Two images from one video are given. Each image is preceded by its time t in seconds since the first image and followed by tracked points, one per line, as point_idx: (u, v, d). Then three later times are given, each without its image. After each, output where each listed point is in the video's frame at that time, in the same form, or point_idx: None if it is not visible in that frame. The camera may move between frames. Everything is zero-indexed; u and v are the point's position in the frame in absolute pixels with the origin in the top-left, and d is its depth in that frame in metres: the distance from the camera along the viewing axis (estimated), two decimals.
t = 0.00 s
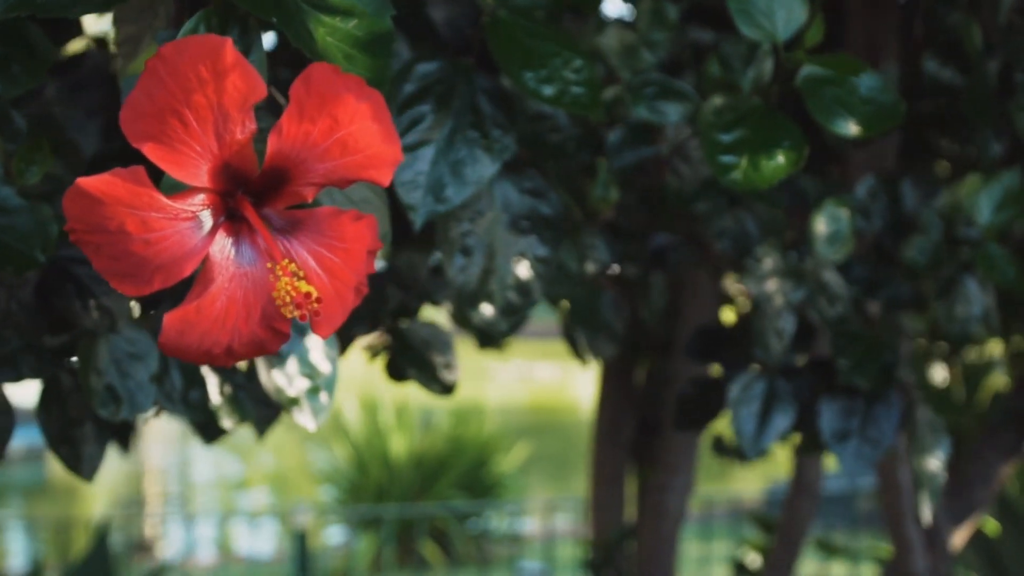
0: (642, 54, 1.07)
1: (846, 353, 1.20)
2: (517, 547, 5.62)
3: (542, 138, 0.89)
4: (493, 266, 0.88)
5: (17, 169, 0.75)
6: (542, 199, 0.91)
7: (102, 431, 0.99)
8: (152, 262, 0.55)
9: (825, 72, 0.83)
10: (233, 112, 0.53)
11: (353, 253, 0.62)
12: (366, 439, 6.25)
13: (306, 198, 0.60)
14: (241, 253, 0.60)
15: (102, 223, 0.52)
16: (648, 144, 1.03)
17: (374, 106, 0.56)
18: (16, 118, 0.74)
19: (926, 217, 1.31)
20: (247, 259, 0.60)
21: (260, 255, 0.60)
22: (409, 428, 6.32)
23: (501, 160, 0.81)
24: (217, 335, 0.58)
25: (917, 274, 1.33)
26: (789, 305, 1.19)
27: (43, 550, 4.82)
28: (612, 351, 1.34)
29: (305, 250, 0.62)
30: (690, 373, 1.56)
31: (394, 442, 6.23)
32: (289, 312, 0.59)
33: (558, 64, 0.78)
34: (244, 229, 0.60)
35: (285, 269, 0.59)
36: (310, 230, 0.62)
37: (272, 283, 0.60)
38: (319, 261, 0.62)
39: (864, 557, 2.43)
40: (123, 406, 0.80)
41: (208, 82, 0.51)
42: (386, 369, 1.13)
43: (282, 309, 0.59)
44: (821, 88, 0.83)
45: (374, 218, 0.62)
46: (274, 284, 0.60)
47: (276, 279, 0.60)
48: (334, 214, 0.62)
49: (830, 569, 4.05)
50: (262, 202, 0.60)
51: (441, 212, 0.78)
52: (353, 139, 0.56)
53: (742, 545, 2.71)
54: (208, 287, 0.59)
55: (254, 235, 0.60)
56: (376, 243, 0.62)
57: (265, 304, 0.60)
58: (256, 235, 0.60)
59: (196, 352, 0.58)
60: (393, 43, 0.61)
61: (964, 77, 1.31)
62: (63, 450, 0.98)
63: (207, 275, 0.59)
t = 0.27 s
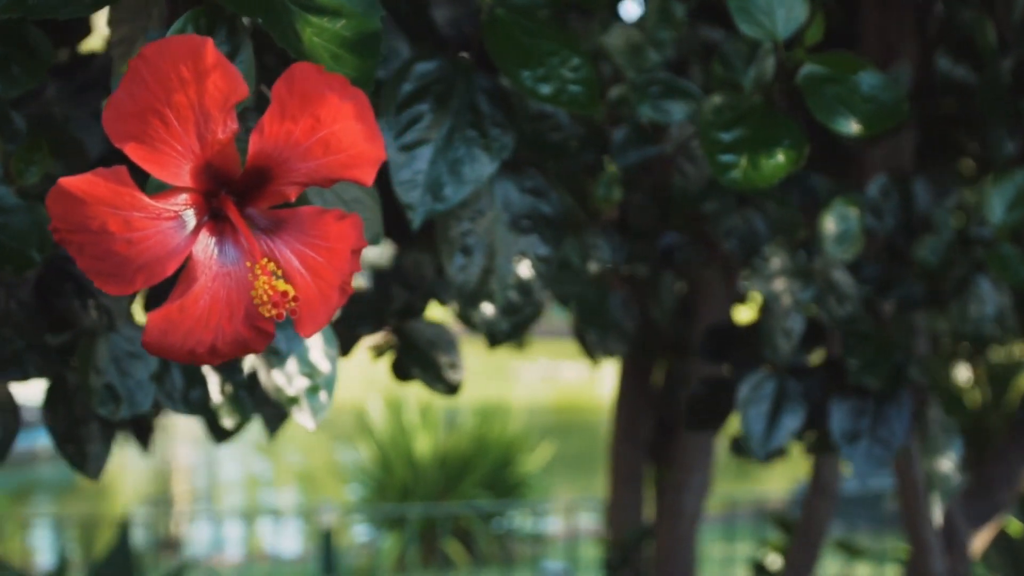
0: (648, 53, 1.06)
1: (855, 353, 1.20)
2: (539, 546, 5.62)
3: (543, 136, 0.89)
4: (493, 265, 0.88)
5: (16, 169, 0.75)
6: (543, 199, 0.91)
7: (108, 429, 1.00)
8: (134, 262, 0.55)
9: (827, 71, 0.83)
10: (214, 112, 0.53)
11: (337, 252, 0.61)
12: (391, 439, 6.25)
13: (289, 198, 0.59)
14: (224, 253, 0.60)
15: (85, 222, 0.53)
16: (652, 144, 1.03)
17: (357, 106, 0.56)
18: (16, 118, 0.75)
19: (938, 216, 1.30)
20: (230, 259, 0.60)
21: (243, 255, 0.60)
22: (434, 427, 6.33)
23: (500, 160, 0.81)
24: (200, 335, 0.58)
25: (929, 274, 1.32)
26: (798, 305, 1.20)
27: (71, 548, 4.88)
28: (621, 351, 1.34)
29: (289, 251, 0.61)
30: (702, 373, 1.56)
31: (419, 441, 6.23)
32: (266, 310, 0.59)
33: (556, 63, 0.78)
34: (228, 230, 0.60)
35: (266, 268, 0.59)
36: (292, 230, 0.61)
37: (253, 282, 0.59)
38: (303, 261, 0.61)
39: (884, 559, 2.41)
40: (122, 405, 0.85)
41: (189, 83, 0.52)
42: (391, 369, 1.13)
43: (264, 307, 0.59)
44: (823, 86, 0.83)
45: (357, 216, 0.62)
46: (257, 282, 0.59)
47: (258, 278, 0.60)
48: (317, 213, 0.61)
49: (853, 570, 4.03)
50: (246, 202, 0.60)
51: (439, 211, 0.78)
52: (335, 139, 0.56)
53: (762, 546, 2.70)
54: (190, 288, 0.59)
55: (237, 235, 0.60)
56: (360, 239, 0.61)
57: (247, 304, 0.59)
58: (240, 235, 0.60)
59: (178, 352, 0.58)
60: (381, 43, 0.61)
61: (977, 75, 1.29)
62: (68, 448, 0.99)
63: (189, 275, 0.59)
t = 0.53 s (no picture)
0: (656, 52, 1.06)
1: (866, 353, 1.19)
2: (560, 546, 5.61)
3: (546, 137, 0.89)
4: (497, 265, 0.88)
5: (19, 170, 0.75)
6: (547, 199, 0.91)
7: (116, 427, 1.01)
8: (123, 263, 0.55)
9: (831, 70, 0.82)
10: (202, 113, 0.53)
11: (326, 253, 0.61)
12: (413, 438, 6.26)
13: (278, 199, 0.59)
14: (213, 254, 0.60)
15: (73, 223, 0.53)
16: (658, 143, 1.02)
17: (347, 107, 0.55)
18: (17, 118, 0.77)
19: (953, 216, 1.29)
20: (219, 259, 0.60)
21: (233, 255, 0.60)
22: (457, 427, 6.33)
23: (501, 159, 0.80)
24: (188, 335, 0.59)
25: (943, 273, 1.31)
26: (809, 304, 1.18)
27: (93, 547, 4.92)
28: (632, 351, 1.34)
29: (278, 252, 0.61)
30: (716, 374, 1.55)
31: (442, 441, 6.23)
32: (253, 310, 0.59)
33: (556, 63, 0.77)
34: (217, 230, 0.60)
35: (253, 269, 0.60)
36: (281, 231, 0.61)
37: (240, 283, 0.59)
38: (293, 261, 0.61)
39: (903, 560, 2.40)
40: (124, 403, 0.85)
41: (177, 83, 0.52)
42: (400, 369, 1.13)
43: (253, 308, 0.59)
44: (827, 85, 0.82)
45: (347, 217, 0.61)
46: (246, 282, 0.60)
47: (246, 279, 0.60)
48: (305, 215, 0.61)
49: (876, 571, 4.01)
50: (235, 203, 0.60)
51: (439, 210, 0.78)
52: (324, 140, 0.56)
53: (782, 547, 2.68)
54: (179, 288, 0.59)
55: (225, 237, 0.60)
56: (350, 241, 0.61)
57: (236, 305, 0.60)
58: (228, 236, 0.60)
59: (167, 351, 0.58)
60: (375, 43, 0.60)
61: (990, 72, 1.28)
62: (76, 445, 1.00)
63: (178, 275, 0.59)
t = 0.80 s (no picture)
0: (666, 51, 1.05)
1: (880, 353, 1.18)
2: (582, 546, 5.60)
3: (553, 137, 0.88)
4: (503, 265, 0.87)
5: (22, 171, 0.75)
6: (553, 199, 0.91)
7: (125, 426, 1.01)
8: (115, 263, 0.55)
9: (837, 68, 0.82)
10: (192, 114, 0.53)
11: (320, 253, 0.62)
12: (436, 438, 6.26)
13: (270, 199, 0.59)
14: (205, 254, 0.60)
15: (65, 225, 0.53)
16: (667, 143, 1.02)
17: (340, 107, 0.55)
18: (22, 119, 0.77)
19: (968, 216, 1.28)
20: (210, 259, 0.60)
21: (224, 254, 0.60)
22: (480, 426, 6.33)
23: (505, 160, 0.80)
24: (180, 336, 0.59)
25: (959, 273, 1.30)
26: (821, 305, 1.16)
27: (118, 545, 4.94)
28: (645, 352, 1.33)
29: (271, 252, 0.62)
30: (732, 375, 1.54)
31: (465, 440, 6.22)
32: (242, 311, 0.59)
33: (559, 63, 0.77)
34: (208, 230, 0.60)
35: (246, 270, 0.60)
36: (274, 231, 0.61)
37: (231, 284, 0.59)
38: (284, 261, 0.62)
39: (924, 562, 2.39)
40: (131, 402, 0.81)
41: (166, 84, 0.52)
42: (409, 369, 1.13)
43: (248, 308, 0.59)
44: (833, 83, 0.82)
45: (340, 217, 0.62)
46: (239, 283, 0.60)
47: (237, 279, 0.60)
48: (299, 215, 0.61)
49: (900, 572, 3.99)
50: (228, 203, 0.59)
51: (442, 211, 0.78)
52: (315, 140, 0.55)
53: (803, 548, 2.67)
54: (171, 288, 0.59)
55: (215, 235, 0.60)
56: (343, 240, 0.62)
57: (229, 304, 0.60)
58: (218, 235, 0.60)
59: (159, 351, 0.58)
60: (372, 43, 0.60)
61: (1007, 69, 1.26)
62: (86, 443, 1.00)
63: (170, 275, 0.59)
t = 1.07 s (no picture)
0: (677, 49, 1.05)
1: (895, 353, 1.17)
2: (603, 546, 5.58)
3: (560, 136, 0.88)
4: (510, 265, 0.87)
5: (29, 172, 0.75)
6: (561, 198, 0.90)
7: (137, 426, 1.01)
8: (111, 262, 0.55)
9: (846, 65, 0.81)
10: (187, 113, 0.53)
11: (317, 251, 0.61)
12: (458, 438, 6.26)
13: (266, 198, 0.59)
14: (201, 253, 0.60)
15: (61, 223, 0.53)
16: (677, 142, 1.01)
17: (336, 106, 0.55)
18: (29, 120, 0.77)
19: (985, 215, 1.26)
20: (207, 259, 0.60)
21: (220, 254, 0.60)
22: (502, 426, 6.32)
23: (511, 159, 0.80)
24: (176, 335, 0.58)
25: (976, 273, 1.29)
26: (834, 304, 1.16)
27: (140, 542, 4.97)
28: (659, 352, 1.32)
29: (268, 252, 0.61)
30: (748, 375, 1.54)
31: (487, 440, 6.22)
32: (233, 310, 0.59)
33: (564, 62, 0.77)
34: (204, 229, 0.60)
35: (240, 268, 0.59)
36: (270, 230, 0.61)
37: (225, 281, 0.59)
38: (281, 261, 0.61)
39: (946, 564, 2.36)
40: (139, 402, 0.81)
41: (161, 83, 0.52)
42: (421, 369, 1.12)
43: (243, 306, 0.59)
44: (842, 81, 0.81)
45: (337, 216, 0.61)
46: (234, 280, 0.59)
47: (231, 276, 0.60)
48: (295, 214, 0.61)
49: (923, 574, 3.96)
50: (224, 202, 0.59)
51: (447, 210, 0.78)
52: (311, 138, 0.55)
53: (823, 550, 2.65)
54: (168, 288, 0.59)
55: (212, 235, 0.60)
56: (340, 237, 0.61)
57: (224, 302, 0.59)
58: (215, 234, 0.60)
59: (156, 350, 0.58)
60: (372, 42, 0.60)
61: None
62: (97, 442, 1.00)
63: (165, 274, 0.59)
